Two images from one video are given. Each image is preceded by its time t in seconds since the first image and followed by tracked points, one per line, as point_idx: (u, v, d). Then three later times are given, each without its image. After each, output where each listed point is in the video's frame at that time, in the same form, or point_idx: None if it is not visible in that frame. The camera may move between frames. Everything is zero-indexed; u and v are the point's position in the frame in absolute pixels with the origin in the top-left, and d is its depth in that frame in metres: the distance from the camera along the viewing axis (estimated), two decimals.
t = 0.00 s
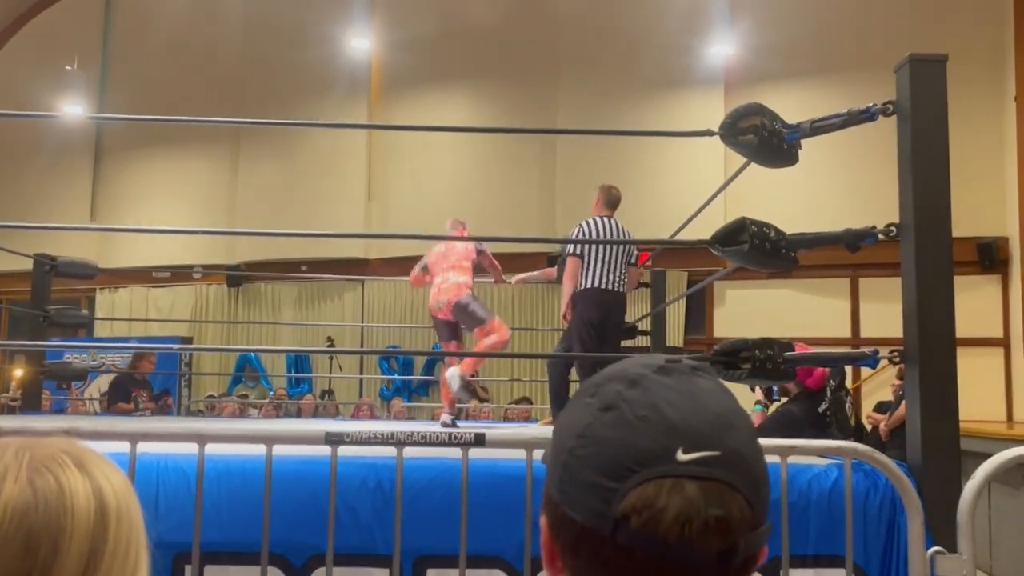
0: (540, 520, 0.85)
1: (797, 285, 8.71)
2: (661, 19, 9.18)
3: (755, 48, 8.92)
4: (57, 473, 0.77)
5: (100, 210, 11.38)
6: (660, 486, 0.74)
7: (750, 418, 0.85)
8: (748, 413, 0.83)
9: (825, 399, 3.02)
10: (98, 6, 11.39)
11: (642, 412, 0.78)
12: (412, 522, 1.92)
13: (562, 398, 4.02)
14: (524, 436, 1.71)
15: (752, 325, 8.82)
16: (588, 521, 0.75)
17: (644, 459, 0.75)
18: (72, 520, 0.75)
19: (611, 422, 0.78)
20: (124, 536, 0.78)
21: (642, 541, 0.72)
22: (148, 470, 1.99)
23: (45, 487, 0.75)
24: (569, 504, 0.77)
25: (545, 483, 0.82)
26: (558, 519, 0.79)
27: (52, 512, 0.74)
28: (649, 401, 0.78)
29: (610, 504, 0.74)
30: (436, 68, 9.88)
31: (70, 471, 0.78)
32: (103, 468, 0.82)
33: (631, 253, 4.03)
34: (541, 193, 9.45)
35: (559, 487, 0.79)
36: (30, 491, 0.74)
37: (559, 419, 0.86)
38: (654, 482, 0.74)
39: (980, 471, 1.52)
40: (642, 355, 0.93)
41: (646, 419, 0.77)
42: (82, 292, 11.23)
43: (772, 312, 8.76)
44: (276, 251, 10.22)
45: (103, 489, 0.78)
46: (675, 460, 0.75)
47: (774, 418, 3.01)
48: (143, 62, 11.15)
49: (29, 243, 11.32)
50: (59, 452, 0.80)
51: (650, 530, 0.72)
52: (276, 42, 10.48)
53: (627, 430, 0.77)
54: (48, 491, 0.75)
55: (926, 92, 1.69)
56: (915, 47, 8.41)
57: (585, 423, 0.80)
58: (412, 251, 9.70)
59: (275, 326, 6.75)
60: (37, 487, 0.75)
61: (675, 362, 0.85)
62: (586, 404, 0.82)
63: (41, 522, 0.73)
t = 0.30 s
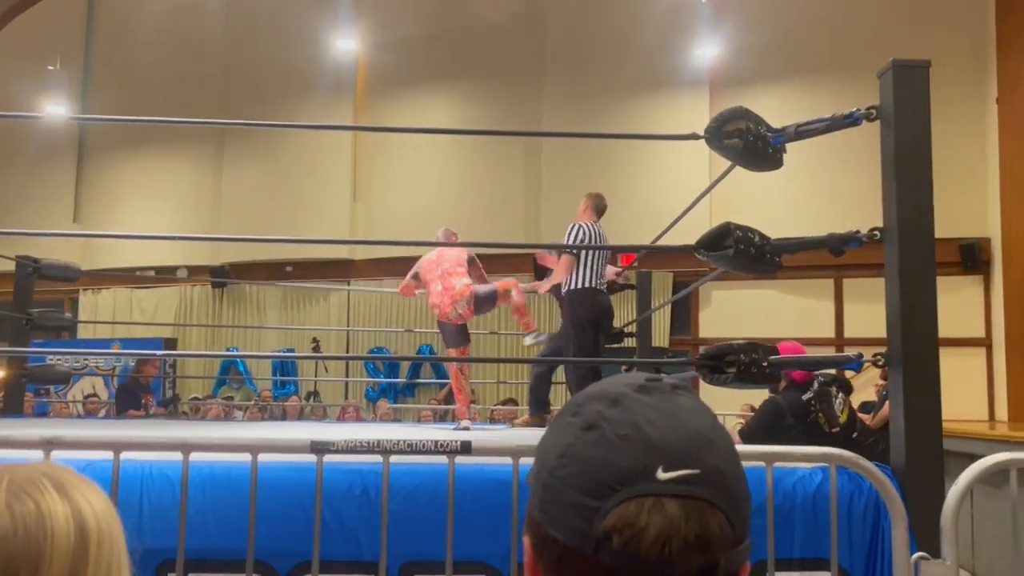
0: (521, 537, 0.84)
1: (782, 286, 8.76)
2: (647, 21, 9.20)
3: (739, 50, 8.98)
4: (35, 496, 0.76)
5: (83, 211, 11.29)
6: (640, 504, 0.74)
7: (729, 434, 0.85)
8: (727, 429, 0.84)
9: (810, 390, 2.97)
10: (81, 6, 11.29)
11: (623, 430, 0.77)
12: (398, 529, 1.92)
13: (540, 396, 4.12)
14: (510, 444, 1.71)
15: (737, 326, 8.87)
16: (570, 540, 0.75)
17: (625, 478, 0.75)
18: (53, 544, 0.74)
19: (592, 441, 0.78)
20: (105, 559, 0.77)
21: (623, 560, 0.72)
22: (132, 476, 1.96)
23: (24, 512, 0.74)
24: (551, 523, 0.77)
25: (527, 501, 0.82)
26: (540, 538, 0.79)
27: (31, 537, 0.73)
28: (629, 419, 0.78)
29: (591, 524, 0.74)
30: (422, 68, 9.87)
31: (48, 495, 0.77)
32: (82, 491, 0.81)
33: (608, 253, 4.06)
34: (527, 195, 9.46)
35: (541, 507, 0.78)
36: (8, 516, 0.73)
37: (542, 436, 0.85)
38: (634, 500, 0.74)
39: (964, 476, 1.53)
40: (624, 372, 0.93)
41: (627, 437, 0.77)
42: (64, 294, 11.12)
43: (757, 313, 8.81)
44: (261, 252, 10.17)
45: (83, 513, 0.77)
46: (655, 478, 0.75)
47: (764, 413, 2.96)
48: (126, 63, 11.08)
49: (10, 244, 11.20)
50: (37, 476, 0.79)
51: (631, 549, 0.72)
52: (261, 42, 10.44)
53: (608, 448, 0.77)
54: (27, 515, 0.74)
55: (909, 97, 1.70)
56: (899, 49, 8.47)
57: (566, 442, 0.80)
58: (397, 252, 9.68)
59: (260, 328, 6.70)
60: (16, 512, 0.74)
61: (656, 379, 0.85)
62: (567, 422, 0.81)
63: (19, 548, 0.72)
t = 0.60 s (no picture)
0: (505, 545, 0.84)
1: (768, 286, 8.80)
2: (634, 21, 9.21)
3: (725, 51, 9.01)
4: (13, 509, 0.75)
5: (67, 211, 11.19)
6: (622, 512, 0.74)
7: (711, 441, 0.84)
8: (709, 435, 0.83)
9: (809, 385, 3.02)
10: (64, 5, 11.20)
11: (604, 438, 0.77)
12: (385, 530, 1.91)
13: (524, 392, 4.17)
14: (496, 448, 1.70)
15: (724, 326, 8.90)
16: (551, 549, 0.75)
17: (607, 486, 0.75)
18: (32, 557, 0.73)
19: (574, 449, 0.77)
20: (84, 569, 0.76)
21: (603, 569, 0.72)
22: (116, 480, 1.94)
23: (1, 524, 0.73)
24: (533, 532, 0.77)
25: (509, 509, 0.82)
26: (522, 546, 0.79)
27: (9, 551, 0.72)
28: (611, 428, 0.78)
29: (572, 532, 0.74)
30: (409, 69, 9.85)
31: (26, 507, 0.76)
32: (61, 501, 0.79)
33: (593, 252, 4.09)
34: (514, 195, 9.45)
35: (523, 515, 0.78)
36: None
37: (524, 445, 0.85)
38: (616, 508, 0.74)
39: (949, 477, 1.54)
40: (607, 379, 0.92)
41: (608, 445, 0.77)
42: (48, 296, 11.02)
43: (743, 313, 8.85)
44: (247, 253, 10.12)
45: (62, 523, 0.76)
46: (636, 486, 0.75)
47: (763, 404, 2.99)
48: (111, 62, 11.00)
49: None
50: (14, 487, 0.77)
51: (613, 557, 0.72)
52: (247, 42, 10.38)
53: (590, 457, 0.76)
54: (4, 529, 0.73)
55: (894, 98, 1.71)
56: (883, 50, 8.53)
57: (547, 450, 0.79)
58: (385, 253, 9.66)
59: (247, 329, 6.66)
60: None
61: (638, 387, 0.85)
62: (548, 431, 0.81)
63: None
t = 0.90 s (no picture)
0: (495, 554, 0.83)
1: (759, 284, 8.82)
2: (626, 20, 9.21)
3: (716, 49, 9.02)
4: None
5: (56, 210, 11.12)
6: (613, 523, 0.74)
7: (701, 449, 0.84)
8: (700, 445, 0.83)
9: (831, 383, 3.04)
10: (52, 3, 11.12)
11: (595, 448, 0.77)
12: (376, 531, 1.90)
13: (513, 387, 4.17)
14: (487, 451, 1.69)
15: (716, 324, 8.91)
16: (542, 560, 0.75)
17: (597, 496, 0.75)
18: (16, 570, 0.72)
19: (564, 459, 0.77)
20: None
21: None
22: (105, 482, 1.93)
23: None
24: (524, 541, 0.76)
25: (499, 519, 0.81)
26: (512, 556, 0.78)
27: None
28: (602, 437, 0.78)
29: (562, 544, 0.74)
30: (399, 67, 9.82)
31: (11, 520, 0.75)
32: (46, 513, 0.78)
33: (584, 250, 4.09)
34: (506, 193, 9.44)
35: (513, 525, 0.78)
36: None
37: (515, 453, 0.84)
38: (608, 518, 0.74)
39: (938, 478, 1.55)
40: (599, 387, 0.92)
41: (598, 455, 0.76)
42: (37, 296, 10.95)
43: (735, 311, 8.86)
44: (238, 252, 10.07)
45: (46, 533, 0.75)
46: (628, 496, 0.75)
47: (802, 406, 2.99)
48: (100, 61, 10.93)
49: None
50: None
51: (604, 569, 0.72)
52: (237, 40, 10.33)
53: (580, 467, 0.76)
54: None
55: (884, 99, 1.71)
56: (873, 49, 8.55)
57: (537, 460, 0.79)
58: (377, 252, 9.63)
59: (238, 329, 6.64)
60: None
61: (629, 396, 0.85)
62: (539, 440, 0.81)
63: None
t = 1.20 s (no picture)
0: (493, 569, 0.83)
1: (754, 280, 8.83)
2: (621, 17, 9.21)
3: (710, 45, 9.01)
4: None
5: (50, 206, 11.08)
6: (613, 543, 0.73)
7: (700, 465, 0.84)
8: (699, 460, 0.83)
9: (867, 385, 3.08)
10: None
11: (595, 467, 0.76)
12: (371, 533, 1.90)
13: (502, 384, 4.13)
14: (482, 455, 1.68)
15: (711, 320, 8.91)
16: None
17: (597, 516, 0.74)
18: None
19: (563, 477, 0.77)
20: None
21: None
22: (100, 484, 1.92)
23: None
24: (522, 560, 0.76)
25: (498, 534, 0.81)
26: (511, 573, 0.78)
27: None
28: (602, 456, 0.77)
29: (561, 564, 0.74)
30: (394, 63, 9.79)
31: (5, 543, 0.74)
32: (39, 534, 0.78)
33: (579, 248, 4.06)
34: (500, 190, 9.43)
35: (512, 543, 0.78)
36: None
37: (514, 468, 0.84)
38: (607, 539, 0.74)
39: (935, 481, 1.54)
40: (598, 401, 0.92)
41: (599, 474, 0.76)
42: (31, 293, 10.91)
43: (730, 307, 8.87)
44: (233, 248, 10.04)
45: (39, 555, 0.75)
46: (628, 517, 0.74)
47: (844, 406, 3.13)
48: (93, 57, 10.89)
49: None
50: None
51: None
52: (230, 35, 10.29)
53: (579, 485, 0.76)
54: None
55: (880, 99, 1.71)
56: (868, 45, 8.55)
57: (537, 478, 0.78)
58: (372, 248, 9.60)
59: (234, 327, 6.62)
60: None
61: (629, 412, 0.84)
62: (538, 457, 0.80)
63: None
